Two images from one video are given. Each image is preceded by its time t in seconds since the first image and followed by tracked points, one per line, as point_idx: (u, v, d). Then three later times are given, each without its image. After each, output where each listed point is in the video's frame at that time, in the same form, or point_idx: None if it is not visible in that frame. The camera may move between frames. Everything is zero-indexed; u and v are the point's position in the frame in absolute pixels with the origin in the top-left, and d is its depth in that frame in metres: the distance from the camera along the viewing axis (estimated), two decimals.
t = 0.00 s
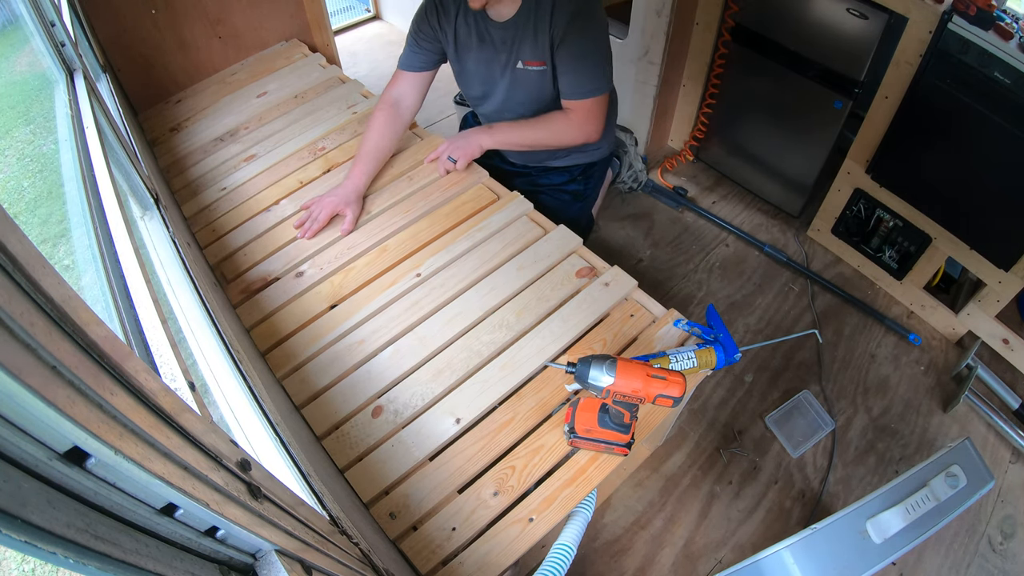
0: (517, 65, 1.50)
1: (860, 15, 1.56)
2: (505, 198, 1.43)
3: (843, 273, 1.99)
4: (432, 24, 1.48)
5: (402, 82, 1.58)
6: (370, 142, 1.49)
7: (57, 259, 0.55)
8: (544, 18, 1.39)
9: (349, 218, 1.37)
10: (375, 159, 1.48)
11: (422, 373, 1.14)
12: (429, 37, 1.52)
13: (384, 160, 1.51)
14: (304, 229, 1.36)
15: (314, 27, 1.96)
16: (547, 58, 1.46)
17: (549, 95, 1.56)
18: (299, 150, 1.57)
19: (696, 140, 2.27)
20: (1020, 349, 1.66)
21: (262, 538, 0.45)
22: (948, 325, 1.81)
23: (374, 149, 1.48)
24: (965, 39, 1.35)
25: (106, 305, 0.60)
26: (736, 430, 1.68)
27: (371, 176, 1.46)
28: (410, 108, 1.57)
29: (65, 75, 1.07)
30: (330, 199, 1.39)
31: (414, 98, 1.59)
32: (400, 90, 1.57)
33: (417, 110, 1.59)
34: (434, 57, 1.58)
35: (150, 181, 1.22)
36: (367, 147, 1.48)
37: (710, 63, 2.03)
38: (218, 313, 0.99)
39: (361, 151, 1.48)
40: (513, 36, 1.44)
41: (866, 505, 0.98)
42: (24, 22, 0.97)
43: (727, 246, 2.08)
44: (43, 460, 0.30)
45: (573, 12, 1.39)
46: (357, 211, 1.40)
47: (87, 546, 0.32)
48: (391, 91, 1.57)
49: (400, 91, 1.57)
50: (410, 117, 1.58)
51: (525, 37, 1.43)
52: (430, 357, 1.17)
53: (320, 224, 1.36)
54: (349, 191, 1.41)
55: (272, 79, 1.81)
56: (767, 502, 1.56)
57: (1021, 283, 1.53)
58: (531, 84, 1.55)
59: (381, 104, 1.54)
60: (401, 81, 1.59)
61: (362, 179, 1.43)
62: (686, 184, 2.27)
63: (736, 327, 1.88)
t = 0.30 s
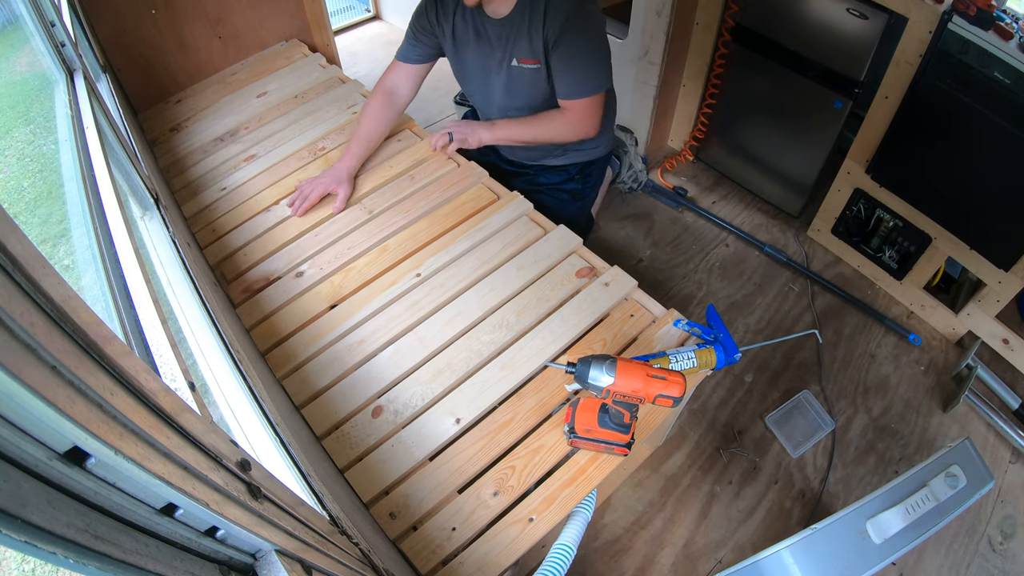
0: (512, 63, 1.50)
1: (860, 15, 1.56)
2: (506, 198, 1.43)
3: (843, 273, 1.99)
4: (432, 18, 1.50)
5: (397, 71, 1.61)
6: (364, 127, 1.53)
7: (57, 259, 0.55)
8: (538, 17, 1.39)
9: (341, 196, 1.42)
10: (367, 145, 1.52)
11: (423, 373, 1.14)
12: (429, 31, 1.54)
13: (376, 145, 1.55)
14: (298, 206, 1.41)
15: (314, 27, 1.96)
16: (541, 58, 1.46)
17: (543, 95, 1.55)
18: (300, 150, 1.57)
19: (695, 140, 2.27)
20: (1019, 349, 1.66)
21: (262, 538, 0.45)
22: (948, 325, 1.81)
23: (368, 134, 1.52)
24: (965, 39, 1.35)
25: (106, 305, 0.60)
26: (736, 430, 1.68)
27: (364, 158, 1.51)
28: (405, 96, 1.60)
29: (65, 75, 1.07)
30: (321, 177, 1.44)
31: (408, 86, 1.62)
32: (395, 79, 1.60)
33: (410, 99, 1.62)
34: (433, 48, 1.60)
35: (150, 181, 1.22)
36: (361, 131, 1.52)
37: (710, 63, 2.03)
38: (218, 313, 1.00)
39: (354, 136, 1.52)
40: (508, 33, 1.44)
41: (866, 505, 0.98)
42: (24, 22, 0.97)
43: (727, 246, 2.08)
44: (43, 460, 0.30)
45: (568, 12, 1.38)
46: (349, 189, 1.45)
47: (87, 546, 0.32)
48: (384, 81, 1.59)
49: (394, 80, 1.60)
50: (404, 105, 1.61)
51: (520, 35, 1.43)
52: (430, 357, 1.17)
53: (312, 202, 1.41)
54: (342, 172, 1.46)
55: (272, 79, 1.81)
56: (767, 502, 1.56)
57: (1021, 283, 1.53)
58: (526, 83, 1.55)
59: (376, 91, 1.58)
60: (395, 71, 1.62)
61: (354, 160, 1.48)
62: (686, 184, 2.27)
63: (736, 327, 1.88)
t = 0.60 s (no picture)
0: (502, 58, 1.51)
1: (860, 15, 1.56)
2: (506, 198, 1.43)
3: (843, 273, 1.99)
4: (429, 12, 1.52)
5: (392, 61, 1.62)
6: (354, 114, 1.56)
7: (57, 259, 0.55)
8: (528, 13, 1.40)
9: (327, 181, 1.45)
10: (356, 130, 1.55)
11: (422, 373, 1.14)
12: (426, 23, 1.55)
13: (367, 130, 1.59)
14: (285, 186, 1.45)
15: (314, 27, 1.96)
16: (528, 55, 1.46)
17: (534, 95, 1.55)
18: (299, 150, 1.57)
19: (696, 140, 2.27)
20: (1020, 349, 1.66)
21: (262, 538, 0.45)
22: (948, 325, 1.81)
23: (359, 120, 1.56)
24: (965, 39, 1.35)
25: (106, 305, 0.60)
26: (736, 430, 1.68)
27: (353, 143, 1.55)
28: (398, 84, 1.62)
29: (65, 75, 1.07)
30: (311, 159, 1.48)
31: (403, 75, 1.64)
32: (389, 67, 1.61)
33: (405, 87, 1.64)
34: (430, 41, 1.61)
35: (150, 181, 1.22)
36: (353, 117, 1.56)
37: (710, 63, 2.03)
38: (218, 313, 1.00)
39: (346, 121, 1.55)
40: (500, 29, 1.45)
41: (866, 505, 0.98)
42: (24, 22, 0.97)
43: (726, 246, 2.08)
44: (43, 460, 0.30)
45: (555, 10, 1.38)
46: (336, 174, 1.48)
47: (87, 546, 0.32)
48: (380, 68, 1.61)
49: (388, 68, 1.62)
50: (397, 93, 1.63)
51: (510, 29, 1.44)
52: (430, 357, 1.17)
53: (299, 183, 1.45)
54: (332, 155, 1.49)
55: (272, 79, 1.81)
56: (767, 502, 1.56)
57: (1021, 283, 1.53)
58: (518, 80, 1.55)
59: (370, 78, 1.59)
60: (393, 58, 1.63)
61: (343, 145, 1.51)
62: (686, 184, 2.28)
63: (736, 327, 1.88)
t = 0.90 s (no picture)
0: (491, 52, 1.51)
1: (860, 15, 1.56)
2: (506, 198, 1.43)
3: (843, 273, 1.99)
4: (422, 8, 1.53)
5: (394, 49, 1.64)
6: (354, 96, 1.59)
7: (57, 259, 0.55)
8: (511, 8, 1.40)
9: (323, 159, 1.51)
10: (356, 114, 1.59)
11: (423, 373, 1.14)
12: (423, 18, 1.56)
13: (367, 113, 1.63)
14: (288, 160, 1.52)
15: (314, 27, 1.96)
16: (508, 46, 1.46)
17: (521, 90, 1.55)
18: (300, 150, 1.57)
19: (696, 140, 2.27)
20: (1020, 349, 1.66)
21: (262, 538, 0.45)
22: (948, 325, 1.81)
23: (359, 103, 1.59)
24: (965, 39, 1.35)
25: (106, 305, 0.60)
26: (736, 430, 1.68)
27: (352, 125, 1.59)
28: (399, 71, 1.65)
29: (65, 75, 1.07)
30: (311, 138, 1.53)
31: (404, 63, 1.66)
32: (391, 55, 1.63)
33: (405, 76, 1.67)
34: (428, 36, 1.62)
35: (150, 181, 1.22)
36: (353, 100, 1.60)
37: (710, 63, 2.03)
38: (218, 313, 0.99)
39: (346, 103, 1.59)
40: (487, 23, 1.45)
41: (866, 505, 0.98)
42: (24, 22, 0.97)
43: (726, 246, 2.08)
44: (43, 460, 0.30)
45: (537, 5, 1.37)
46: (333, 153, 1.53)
47: (87, 546, 0.32)
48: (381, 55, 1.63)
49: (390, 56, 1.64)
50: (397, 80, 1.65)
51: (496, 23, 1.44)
52: (430, 357, 1.17)
53: (298, 160, 1.51)
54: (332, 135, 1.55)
55: (272, 79, 1.81)
56: (767, 502, 1.56)
57: (1021, 283, 1.53)
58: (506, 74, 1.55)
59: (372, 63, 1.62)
60: (393, 46, 1.65)
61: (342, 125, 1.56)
62: (686, 184, 2.28)
63: (736, 327, 1.88)
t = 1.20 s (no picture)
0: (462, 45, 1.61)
1: (860, 15, 1.56)
2: (506, 198, 1.43)
3: (843, 273, 1.99)
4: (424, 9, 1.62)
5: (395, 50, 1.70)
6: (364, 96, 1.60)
7: (57, 259, 0.55)
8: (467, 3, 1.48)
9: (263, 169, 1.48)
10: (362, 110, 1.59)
11: (423, 373, 1.14)
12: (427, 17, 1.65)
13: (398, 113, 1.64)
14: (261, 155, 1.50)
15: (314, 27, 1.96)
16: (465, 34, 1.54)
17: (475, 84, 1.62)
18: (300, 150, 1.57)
19: (695, 140, 2.27)
20: (1020, 349, 1.66)
21: (262, 538, 0.45)
22: (948, 325, 1.81)
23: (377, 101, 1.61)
24: (965, 39, 1.35)
25: (106, 305, 0.60)
26: (736, 430, 1.68)
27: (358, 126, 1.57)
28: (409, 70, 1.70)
29: (65, 75, 1.07)
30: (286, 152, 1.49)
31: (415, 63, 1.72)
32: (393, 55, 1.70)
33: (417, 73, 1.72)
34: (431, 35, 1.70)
35: (150, 181, 1.22)
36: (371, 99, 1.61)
37: (710, 63, 2.02)
38: (218, 313, 0.99)
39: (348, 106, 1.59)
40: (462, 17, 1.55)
41: (866, 506, 0.98)
42: (24, 22, 0.97)
43: (726, 246, 2.08)
44: (43, 460, 0.30)
45: None
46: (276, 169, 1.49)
47: (87, 546, 0.32)
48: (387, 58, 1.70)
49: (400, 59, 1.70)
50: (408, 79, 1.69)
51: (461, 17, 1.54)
52: (430, 357, 1.17)
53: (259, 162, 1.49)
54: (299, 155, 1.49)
55: (272, 79, 1.81)
56: (767, 502, 1.56)
57: (1021, 283, 1.53)
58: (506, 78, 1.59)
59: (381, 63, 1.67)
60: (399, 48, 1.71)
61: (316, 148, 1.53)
62: (686, 184, 2.28)
63: (736, 327, 1.88)
